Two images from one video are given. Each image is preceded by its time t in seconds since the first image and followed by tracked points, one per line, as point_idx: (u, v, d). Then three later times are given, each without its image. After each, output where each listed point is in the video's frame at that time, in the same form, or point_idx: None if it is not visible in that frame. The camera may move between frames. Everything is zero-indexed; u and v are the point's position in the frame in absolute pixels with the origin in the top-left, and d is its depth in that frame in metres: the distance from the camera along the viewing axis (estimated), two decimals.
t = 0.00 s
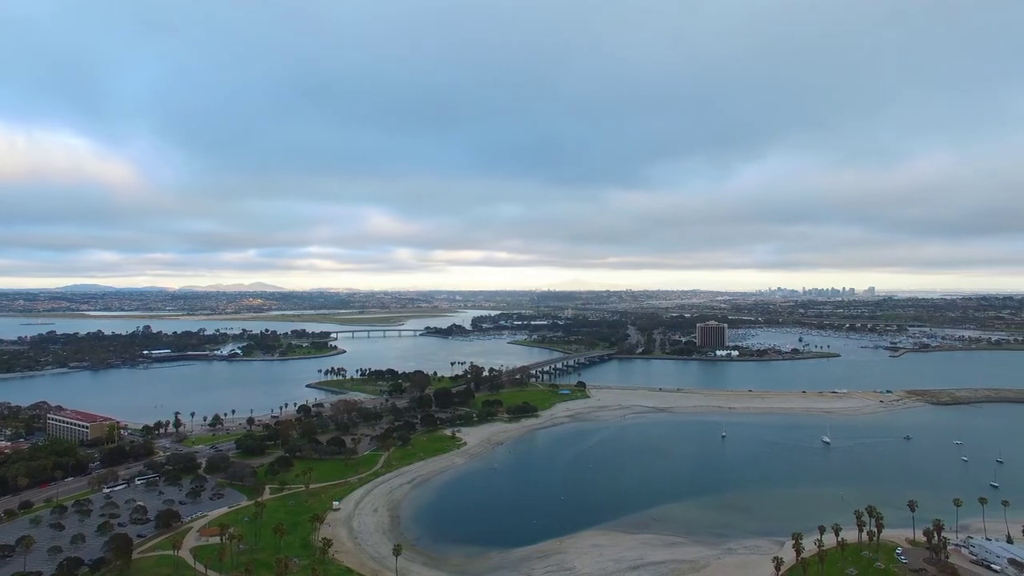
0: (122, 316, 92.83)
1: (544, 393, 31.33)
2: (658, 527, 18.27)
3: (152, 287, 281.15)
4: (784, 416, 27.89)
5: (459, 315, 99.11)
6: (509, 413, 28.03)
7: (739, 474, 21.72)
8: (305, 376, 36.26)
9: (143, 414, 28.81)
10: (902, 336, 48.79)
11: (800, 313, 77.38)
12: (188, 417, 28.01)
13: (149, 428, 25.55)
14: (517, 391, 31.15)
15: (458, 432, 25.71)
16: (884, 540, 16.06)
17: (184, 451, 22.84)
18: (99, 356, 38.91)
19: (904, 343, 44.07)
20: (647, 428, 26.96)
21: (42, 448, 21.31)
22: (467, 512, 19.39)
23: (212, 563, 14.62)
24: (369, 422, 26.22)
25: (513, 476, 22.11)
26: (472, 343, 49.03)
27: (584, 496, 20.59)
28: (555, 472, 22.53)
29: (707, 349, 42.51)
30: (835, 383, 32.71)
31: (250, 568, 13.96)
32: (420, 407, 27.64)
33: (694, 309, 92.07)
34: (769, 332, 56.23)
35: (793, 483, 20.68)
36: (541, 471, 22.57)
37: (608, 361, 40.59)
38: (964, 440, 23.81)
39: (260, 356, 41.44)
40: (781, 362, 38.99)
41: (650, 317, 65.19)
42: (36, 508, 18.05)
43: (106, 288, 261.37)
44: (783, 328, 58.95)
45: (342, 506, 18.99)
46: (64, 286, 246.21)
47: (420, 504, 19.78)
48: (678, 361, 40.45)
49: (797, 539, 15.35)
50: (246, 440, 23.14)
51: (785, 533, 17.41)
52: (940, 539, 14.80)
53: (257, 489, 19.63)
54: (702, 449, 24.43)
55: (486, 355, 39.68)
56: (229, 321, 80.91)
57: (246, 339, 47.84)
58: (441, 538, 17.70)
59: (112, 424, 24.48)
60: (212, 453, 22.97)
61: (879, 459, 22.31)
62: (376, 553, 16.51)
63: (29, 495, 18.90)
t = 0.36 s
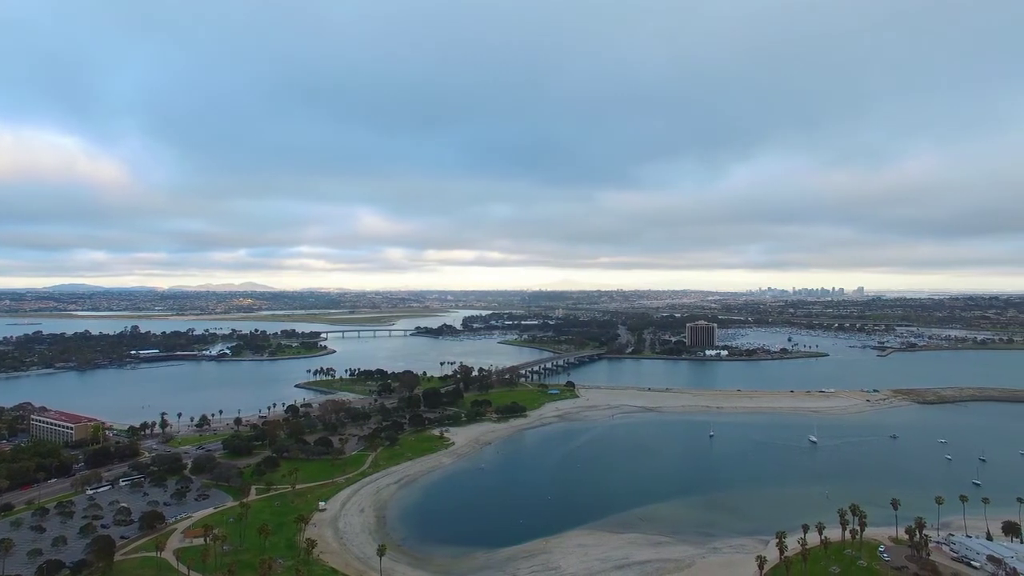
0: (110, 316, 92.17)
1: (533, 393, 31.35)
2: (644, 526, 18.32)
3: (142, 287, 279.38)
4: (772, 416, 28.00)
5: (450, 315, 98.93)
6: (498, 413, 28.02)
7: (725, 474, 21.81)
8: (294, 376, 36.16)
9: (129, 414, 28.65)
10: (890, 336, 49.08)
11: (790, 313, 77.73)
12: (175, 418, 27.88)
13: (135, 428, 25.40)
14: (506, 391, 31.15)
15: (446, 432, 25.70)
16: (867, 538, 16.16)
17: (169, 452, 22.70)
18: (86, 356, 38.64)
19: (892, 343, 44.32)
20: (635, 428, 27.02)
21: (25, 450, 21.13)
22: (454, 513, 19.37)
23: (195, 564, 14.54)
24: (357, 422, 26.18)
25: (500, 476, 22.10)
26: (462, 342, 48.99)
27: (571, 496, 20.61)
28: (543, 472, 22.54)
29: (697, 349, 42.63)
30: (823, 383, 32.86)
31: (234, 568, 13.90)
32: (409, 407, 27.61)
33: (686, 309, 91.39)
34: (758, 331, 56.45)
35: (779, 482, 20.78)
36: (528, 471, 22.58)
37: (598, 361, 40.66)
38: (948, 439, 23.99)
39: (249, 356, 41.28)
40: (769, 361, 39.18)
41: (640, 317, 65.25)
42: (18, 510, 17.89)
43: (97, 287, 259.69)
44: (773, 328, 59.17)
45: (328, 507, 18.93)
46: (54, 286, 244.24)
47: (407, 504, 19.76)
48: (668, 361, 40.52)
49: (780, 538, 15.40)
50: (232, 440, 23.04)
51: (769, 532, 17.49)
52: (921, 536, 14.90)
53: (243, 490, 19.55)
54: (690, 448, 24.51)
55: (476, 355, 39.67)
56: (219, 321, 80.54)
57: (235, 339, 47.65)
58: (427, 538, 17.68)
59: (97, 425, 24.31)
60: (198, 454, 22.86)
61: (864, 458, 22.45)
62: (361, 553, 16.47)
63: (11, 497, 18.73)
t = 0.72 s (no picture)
0: (99, 316, 91.56)
1: (523, 392, 31.37)
2: (630, 526, 18.36)
3: (133, 287, 277.87)
4: (760, 415, 28.14)
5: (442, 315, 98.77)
6: (487, 413, 28.03)
7: (713, 473, 21.90)
8: (284, 376, 36.07)
9: (116, 415, 28.49)
10: (878, 336, 49.43)
11: (781, 313, 78.04)
12: (162, 418, 27.74)
13: (121, 429, 25.24)
14: (496, 391, 31.17)
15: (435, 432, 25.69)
16: (852, 536, 16.27)
17: (155, 453, 22.57)
18: (73, 357, 38.39)
19: (880, 343, 44.68)
20: (624, 427, 27.09)
21: (8, 451, 20.96)
22: (441, 513, 19.36)
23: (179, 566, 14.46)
24: (346, 423, 26.14)
25: (488, 476, 22.11)
26: (453, 342, 48.97)
27: (559, 495, 20.65)
28: (532, 472, 22.57)
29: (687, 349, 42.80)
30: (810, 382, 33.05)
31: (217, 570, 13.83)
32: (398, 407, 27.60)
33: (676, 309, 91.82)
34: (748, 331, 56.97)
35: (766, 482, 20.88)
36: (517, 471, 22.61)
37: (588, 361, 40.74)
38: (933, 437, 24.20)
39: (238, 356, 41.15)
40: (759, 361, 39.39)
41: (631, 317, 65.42)
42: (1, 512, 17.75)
43: (87, 288, 257.86)
44: (763, 328, 59.46)
45: (315, 507, 18.88)
46: (44, 287, 242.53)
47: (394, 504, 19.74)
48: (657, 361, 40.61)
49: (765, 537, 15.45)
50: (219, 441, 22.95)
51: (755, 531, 17.57)
52: (904, 534, 15.01)
53: (230, 491, 19.47)
54: (678, 448, 24.60)
55: (467, 355, 39.67)
56: (209, 322, 80.25)
57: (225, 339, 47.48)
58: (414, 539, 17.66)
59: (82, 426, 24.16)
60: (185, 454, 22.75)
61: (851, 457, 22.61)
62: (348, 554, 16.43)
63: None
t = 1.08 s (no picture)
0: (88, 316, 90.94)
1: (513, 392, 31.37)
2: (618, 525, 18.40)
3: (125, 287, 276.32)
4: (749, 414, 28.23)
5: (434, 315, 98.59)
6: (477, 413, 28.03)
7: (701, 472, 21.97)
8: (274, 376, 35.97)
9: (104, 416, 28.34)
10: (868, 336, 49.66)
11: (772, 313, 78.23)
12: (150, 419, 27.61)
13: (109, 430, 25.10)
14: (486, 391, 31.16)
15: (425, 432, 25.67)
16: (837, 535, 16.34)
17: (142, 454, 22.46)
18: (61, 358, 38.16)
19: (871, 342, 44.87)
20: (614, 427, 27.13)
21: None
22: (429, 513, 19.34)
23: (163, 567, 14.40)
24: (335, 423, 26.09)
25: (477, 476, 22.10)
26: (445, 343, 48.92)
27: (548, 495, 20.66)
28: (521, 471, 22.58)
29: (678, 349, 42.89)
30: (800, 382, 33.19)
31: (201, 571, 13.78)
32: (388, 407, 27.57)
33: (668, 309, 91.89)
34: (740, 331, 57.15)
35: (753, 481, 20.96)
36: (506, 471, 22.61)
37: (579, 361, 40.77)
38: (920, 436, 24.33)
39: (229, 356, 41.00)
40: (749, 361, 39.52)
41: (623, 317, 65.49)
42: None
43: (77, 287, 256.04)
44: (754, 327, 59.62)
45: (303, 508, 18.83)
46: (35, 287, 240.80)
47: (383, 504, 19.73)
48: (649, 361, 40.67)
49: (752, 535, 15.49)
50: (207, 442, 22.87)
51: (742, 531, 17.64)
52: (889, 532, 15.08)
53: (217, 492, 19.40)
54: (668, 447, 24.65)
55: (458, 355, 39.64)
56: (199, 321, 79.94)
57: (216, 339, 47.31)
58: (402, 539, 17.63)
59: (69, 428, 24.01)
60: (173, 455, 22.64)
61: (838, 456, 22.72)
62: (335, 555, 16.38)
63: None
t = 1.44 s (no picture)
0: (77, 316, 90.29)
1: (503, 392, 31.37)
2: (605, 525, 18.43)
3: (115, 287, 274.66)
4: (738, 414, 28.35)
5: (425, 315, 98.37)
6: (466, 413, 28.02)
7: (688, 472, 22.04)
8: (263, 376, 35.86)
9: (91, 416, 28.17)
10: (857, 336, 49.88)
11: (763, 313, 78.40)
12: (137, 420, 27.46)
13: (95, 431, 24.94)
14: (476, 391, 31.15)
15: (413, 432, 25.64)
16: (822, 533, 16.43)
17: (128, 455, 22.33)
18: (48, 358, 37.90)
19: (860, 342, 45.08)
20: (603, 427, 27.17)
21: None
22: (416, 513, 19.31)
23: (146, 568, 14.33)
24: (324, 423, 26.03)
25: (465, 476, 22.10)
26: (435, 343, 48.86)
27: (535, 495, 20.67)
28: (509, 471, 22.58)
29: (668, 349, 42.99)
30: (788, 381, 33.32)
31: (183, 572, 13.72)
32: (377, 407, 27.53)
33: (660, 309, 91.87)
34: (730, 331, 57.33)
35: (740, 480, 21.04)
36: (494, 471, 22.61)
37: (569, 361, 40.81)
38: (906, 435, 24.47)
39: (218, 357, 40.83)
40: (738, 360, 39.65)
41: (614, 317, 65.54)
42: None
43: (68, 287, 254.49)
44: (745, 327, 59.79)
45: (289, 508, 18.77)
46: (23, 286, 238.88)
47: (370, 504, 19.71)
48: (639, 361, 40.72)
49: (736, 535, 15.54)
50: (194, 442, 22.76)
51: (727, 530, 17.70)
52: (872, 531, 15.16)
53: (203, 492, 19.31)
54: (657, 447, 24.70)
55: (448, 355, 39.62)
56: (189, 321, 79.59)
57: (205, 339, 47.10)
58: (388, 539, 17.60)
59: (53, 429, 23.84)
60: (159, 456, 22.52)
61: (825, 455, 22.85)
62: (320, 556, 16.34)
63: None
